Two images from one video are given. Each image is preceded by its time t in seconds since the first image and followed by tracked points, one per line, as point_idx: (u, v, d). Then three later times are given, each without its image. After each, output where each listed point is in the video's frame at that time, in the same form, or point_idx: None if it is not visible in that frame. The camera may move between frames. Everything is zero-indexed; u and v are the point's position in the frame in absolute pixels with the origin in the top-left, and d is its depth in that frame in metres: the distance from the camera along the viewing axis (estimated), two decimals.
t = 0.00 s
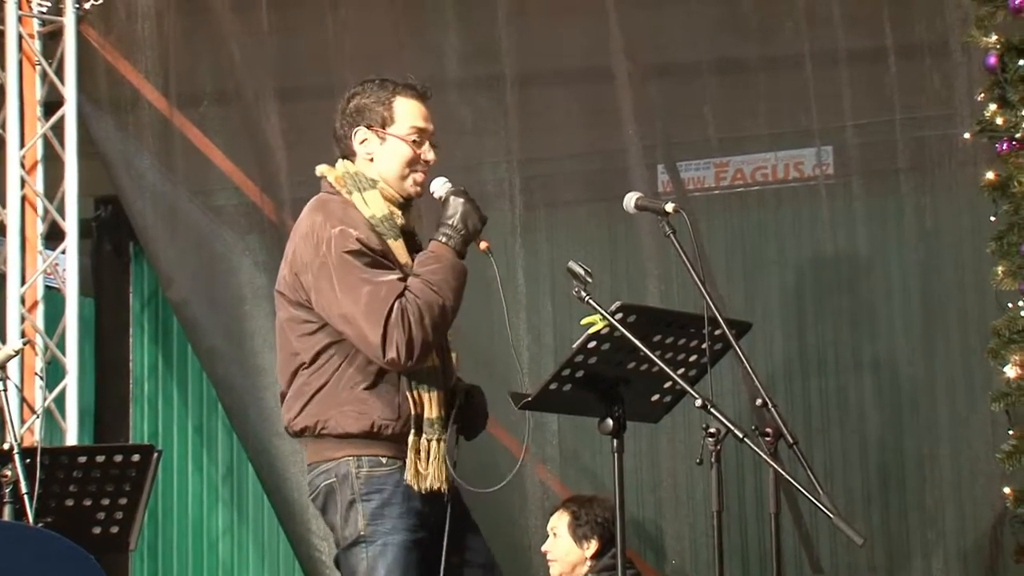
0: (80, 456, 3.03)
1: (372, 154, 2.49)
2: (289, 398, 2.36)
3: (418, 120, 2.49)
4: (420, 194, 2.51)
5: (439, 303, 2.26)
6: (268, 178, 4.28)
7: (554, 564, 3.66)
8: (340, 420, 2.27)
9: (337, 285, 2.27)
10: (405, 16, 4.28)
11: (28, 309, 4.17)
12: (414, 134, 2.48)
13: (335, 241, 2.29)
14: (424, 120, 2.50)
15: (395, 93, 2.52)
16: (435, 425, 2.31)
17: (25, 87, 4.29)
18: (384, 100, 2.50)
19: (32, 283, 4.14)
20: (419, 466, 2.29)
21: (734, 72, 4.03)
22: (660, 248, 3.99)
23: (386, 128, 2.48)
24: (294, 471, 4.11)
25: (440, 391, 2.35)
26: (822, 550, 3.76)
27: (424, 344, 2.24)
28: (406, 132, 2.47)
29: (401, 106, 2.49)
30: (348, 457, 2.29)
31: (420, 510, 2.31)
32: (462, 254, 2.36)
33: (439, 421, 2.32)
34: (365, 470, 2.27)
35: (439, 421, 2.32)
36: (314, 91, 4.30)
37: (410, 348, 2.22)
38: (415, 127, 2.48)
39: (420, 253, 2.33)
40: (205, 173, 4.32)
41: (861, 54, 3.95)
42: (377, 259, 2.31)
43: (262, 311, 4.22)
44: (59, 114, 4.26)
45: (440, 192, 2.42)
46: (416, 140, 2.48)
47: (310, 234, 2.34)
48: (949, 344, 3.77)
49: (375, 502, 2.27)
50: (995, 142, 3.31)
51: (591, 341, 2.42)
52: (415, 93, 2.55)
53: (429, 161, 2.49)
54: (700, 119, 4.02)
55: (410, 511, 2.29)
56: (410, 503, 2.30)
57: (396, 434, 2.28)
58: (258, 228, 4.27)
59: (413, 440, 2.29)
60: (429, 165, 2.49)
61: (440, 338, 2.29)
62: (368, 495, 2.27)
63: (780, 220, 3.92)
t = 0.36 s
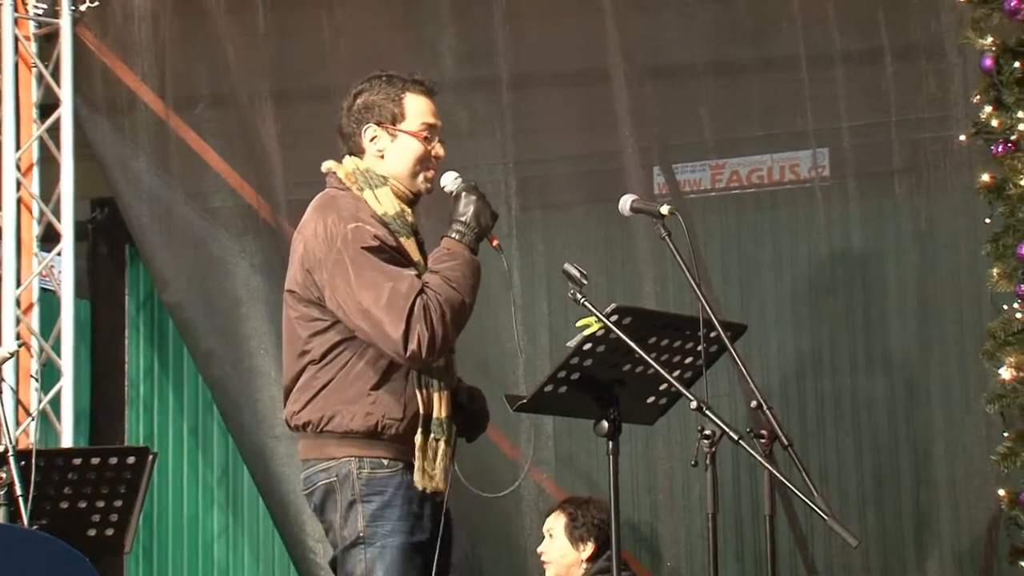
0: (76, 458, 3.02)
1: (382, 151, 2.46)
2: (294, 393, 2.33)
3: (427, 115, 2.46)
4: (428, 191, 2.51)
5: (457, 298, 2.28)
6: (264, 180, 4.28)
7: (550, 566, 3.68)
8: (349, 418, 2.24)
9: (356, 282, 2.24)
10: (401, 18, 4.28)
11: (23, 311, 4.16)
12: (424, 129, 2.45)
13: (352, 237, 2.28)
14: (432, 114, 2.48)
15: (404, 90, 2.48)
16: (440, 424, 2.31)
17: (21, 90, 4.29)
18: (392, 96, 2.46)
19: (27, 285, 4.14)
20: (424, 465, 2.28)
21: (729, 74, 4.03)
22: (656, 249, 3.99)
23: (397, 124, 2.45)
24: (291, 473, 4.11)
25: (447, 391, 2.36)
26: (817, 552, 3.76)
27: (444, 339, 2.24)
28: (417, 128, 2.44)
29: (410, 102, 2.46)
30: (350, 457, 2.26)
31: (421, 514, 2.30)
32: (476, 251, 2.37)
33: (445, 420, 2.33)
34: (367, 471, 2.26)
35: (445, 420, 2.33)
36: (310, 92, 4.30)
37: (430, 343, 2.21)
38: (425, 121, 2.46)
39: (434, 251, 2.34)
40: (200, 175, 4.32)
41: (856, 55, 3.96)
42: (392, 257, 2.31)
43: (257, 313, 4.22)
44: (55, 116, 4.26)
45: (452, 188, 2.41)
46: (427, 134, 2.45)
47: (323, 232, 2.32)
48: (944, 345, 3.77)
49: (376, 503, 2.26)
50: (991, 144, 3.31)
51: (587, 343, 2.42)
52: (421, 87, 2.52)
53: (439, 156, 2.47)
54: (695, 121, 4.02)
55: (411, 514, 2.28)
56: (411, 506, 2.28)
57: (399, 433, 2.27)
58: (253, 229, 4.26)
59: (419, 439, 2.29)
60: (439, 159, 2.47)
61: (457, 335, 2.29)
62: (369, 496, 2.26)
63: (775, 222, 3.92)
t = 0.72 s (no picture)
0: (73, 460, 3.05)
1: (399, 156, 2.46)
2: (307, 394, 2.36)
3: (444, 120, 2.47)
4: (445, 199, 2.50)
5: (465, 305, 2.28)
6: (260, 182, 4.28)
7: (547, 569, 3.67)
8: (353, 420, 2.25)
9: (362, 288, 2.26)
10: (398, 20, 4.29)
11: (20, 313, 4.17)
12: (442, 135, 2.46)
13: (360, 242, 2.30)
14: (449, 119, 2.49)
15: (421, 96, 2.49)
16: (447, 430, 2.30)
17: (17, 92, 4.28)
18: (409, 102, 2.47)
19: (24, 287, 4.15)
20: (431, 472, 2.28)
21: (725, 77, 4.03)
22: (652, 251, 3.99)
23: (415, 129, 2.45)
24: (287, 475, 4.10)
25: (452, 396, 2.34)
26: (814, 553, 3.76)
27: (448, 346, 2.24)
28: (434, 133, 2.44)
29: (427, 107, 2.47)
30: (352, 457, 2.28)
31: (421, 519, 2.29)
32: (490, 257, 2.37)
33: (451, 426, 2.31)
34: (367, 472, 2.27)
35: (452, 425, 2.31)
36: (307, 95, 4.30)
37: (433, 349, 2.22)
38: (442, 127, 2.46)
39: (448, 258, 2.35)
40: (197, 177, 4.32)
41: (853, 58, 3.96)
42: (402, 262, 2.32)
43: (254, 315, 4.21)
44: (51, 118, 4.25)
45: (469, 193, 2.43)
46: (445, 140, 2.46)
47: (333, 238, 2.35)
48: (941, 346, 3.78)
49: (375, 504, 2.26)
50: (987, 146, 3.32)
51: (583, 345, 2.41)
52: (440, 93, 2.53)
53: (456, 161, 2.48)
54: (691, 124, 4.03)
55: (410, 517, 2.27)
56: (410, 509, 2.28)
57: (402, 438, 2.27)
58: (249, 232, 4.26)
59: (425, 445, 2.29)
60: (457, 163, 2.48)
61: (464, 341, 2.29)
62: (368, 497, 2.26)
63: (772, 224, 3.93)
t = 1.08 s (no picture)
0: (71, 460, 3.05)
1: (408, 164, 2.59)
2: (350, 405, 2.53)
3: (447, 124, 2.58)
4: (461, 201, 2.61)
5: (459, 292, 2.31)
6: (260, 183, 4.28)
7: None
8: (371, 424, 2.38)
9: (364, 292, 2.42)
10: (398, 21, 4.29)
11: (19, 314, 4.17)
12: (445, 138, 2.57)
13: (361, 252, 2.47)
14: (454, 123, 2.59)
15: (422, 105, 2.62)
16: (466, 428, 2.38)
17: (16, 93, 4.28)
18: (412, 111, 2.61)
19: (23, 288, 4.14)
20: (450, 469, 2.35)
21: (724, 78, 4.04)
22: (651, 251, 3.99)
23: (418, 137, 2.58)
24: (286, 476, 4.09)
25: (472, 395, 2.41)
26: (813, 554, 3.76)
27: (442, 333, 2.29)
28: (438, 139, 2.56)
29: (428, 114, 2.59)
30: (383, 459, 2.41)
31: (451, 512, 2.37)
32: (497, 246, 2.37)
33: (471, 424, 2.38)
34: (397, 470, 2.38)
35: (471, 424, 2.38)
36: (306, 96, 4.30)
37: (423, 338, 2.30)
38: (445, 131, 2.57)
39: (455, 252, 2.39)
40: (196, 178, 4.31)
41: (852, 59, 3.96)
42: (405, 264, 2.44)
43: (253, 316, 4.21)
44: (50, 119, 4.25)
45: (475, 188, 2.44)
46: (449, 143, 2.57)
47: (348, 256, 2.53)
48: (940, 346, 3.78)
49: (404, 499, 2.36)
50: (986, 147, 3.32)
51: (582, 346, 2.41)
52: (446, 101, 2.65)
53: (465, 163, 2.58)
54: (690, 125, 4.03)
55: (439, 510, 2.36)
56: (439, 503, 2.36)
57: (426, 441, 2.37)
58: (249, 233, 4.26)
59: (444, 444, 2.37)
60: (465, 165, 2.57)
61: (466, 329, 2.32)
62: (398, 494, 2.37)
63: (771, 224, 3.93)
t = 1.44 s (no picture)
0: (73, 458, 3.05)
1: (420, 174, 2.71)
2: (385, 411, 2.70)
3: (453, 131, 2.67)
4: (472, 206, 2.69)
5: (450, 291, 2.38)
6: (261, 182, 4.28)
7: None
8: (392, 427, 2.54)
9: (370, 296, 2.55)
10: (398, 20, 4.29)
11: (19, 312, 4.16)
12: (451, 145, 2.66)
13: (371, 257, 2.61)
14: (460, 129, 2.68)
15: (432, 114, 2.72)
16: (470, 425, 2.46)
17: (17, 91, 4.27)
18: (421, 121, 2.71)
19: (24, 286, 4.13)
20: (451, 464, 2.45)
21: (725, 76, 4.03)
22: (652, 250, 3.99)
23: (427, 145, 2.68)
24: (287, 475, 4.09)
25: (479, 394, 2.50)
26: (814, 552, 3.77)
27: (434, 331, 2.37)
28: (444, 146, 2.66)
29: (436, 122, 2.69)
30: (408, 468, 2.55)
31: (463, 519, 2.47)
32: (496, 246, 2.43)
33: (476, 421, 2.47)
34: (416, 479, 2.52)
35: (477, 421, 2.47)
36: (307, 94, 4.30)
37: (414, 336, 2.39)
38: (451, 137, 2.66)
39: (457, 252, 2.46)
40: (197, 176, 4.31)
41: (853, 57, 3.96)
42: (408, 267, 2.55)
43: (254, 314, 4.21)
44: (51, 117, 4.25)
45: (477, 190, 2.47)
46: (456, 149, 2.66)
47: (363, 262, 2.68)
48: (941, 345, 3.78)
49: (420, 507, 2.51)
50: (987, 145, 3.32)
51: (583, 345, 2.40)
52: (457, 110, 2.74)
53: (471, 167, 2.65)
54: (691, 123, 4.02)
55: (451, 517, 2.47)
56: (451, 510, 2.47)
57: (439, 443, 2.49)
58: (250, 231, 4.26)
59: (448, 441, 2.48)
60: (472, 169, 2.65)
61: (459, 326, 2.38)
62: (416, 501, 2.52)
63: (772, 223, 3.93)
